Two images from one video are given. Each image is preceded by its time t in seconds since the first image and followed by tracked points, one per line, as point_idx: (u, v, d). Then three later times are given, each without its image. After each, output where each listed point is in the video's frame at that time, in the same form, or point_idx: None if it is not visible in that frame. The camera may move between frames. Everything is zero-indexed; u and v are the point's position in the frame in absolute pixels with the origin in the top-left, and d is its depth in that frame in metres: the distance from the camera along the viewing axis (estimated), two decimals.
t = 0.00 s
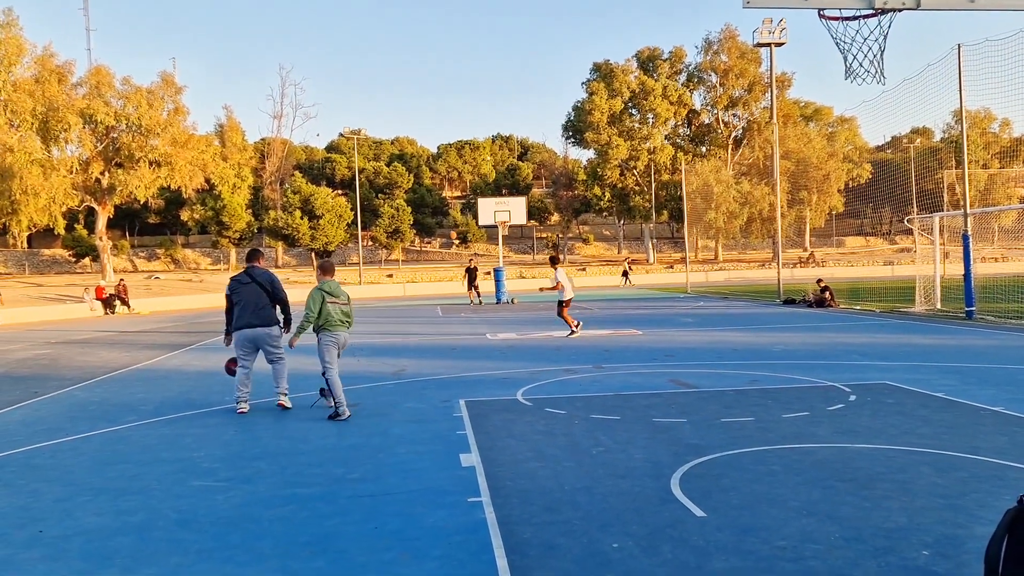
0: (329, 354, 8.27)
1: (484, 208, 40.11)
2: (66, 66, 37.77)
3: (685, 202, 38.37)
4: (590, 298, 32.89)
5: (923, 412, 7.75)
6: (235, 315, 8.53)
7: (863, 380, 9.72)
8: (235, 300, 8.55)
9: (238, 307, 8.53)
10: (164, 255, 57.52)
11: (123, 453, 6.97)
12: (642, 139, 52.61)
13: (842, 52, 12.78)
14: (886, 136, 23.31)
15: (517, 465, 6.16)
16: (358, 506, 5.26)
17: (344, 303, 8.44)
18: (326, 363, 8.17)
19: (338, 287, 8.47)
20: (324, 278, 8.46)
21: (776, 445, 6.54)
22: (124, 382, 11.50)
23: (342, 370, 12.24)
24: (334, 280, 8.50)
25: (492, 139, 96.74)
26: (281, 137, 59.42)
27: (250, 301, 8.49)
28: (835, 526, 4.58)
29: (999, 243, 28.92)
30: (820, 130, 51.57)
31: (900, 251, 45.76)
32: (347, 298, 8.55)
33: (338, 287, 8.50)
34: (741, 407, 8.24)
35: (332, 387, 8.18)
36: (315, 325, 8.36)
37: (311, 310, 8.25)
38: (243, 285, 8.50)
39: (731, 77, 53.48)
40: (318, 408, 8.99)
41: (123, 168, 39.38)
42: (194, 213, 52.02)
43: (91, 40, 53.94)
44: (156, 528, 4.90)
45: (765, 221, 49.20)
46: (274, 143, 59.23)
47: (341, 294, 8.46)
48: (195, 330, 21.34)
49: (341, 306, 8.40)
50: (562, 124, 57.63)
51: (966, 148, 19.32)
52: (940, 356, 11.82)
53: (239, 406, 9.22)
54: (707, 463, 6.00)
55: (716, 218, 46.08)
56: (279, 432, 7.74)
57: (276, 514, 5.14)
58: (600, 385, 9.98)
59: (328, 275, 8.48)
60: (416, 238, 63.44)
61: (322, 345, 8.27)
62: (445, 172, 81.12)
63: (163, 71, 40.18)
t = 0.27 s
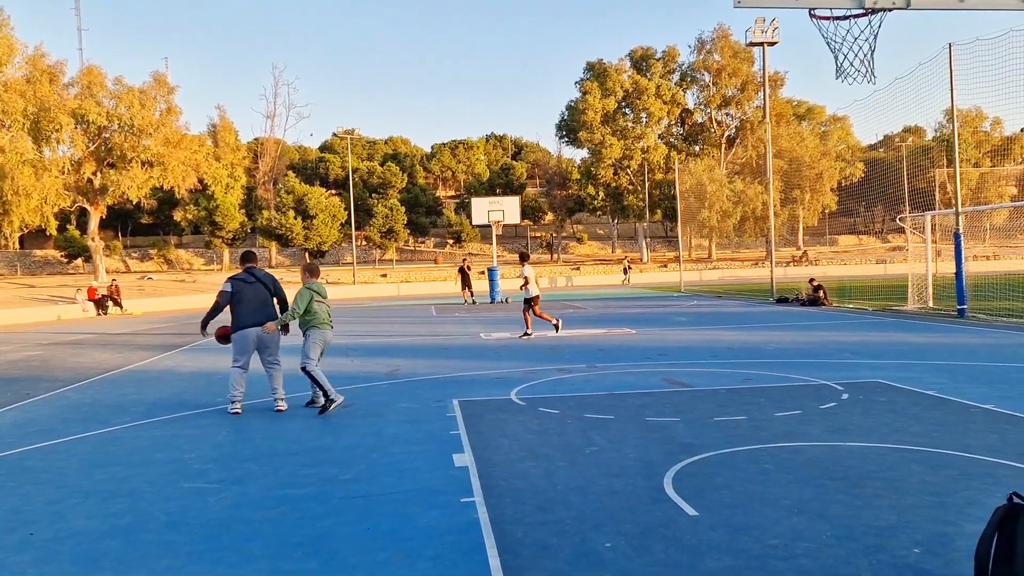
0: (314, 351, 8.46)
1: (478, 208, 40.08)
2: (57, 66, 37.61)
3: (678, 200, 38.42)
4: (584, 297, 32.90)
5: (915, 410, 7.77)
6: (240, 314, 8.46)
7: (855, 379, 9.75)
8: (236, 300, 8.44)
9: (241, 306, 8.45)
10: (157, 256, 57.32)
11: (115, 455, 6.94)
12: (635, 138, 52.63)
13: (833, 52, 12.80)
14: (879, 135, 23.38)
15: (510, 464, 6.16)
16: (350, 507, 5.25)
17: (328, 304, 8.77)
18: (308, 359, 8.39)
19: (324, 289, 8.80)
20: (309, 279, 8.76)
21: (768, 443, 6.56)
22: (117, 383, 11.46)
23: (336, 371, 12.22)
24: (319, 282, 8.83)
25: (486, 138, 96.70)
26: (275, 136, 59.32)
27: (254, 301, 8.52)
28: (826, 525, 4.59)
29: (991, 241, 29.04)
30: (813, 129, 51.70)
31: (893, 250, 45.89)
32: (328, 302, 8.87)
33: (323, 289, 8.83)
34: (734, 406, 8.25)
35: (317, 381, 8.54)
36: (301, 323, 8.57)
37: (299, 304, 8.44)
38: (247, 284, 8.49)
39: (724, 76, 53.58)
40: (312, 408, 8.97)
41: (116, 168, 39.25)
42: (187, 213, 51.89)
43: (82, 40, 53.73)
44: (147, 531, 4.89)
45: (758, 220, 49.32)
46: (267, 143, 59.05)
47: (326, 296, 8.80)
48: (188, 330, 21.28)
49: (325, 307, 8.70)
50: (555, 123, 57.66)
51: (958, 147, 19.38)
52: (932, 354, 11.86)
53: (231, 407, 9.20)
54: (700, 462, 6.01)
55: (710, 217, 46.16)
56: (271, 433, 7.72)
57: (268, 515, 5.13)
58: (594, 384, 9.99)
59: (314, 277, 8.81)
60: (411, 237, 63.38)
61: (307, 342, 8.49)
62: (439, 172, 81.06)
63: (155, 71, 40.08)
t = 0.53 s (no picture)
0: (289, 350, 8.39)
1: (459, 208, 40.04)
2: (33, 65, 37.14)
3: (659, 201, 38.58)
4: (565, 297, 32.97)
5: (891, 408, 7.86)
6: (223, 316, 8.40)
7: (833, 378, 9.84)
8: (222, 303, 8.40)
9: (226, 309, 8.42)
10: (135, 257, 56.73)
11: (92, 458, 6.87)
12: (616, 139, 52.80)
13: (809, 55, 12.95)
14: (857, 136, 23.60)
15: (491, 465, 6.16)
16: (330, 508, 5.23)
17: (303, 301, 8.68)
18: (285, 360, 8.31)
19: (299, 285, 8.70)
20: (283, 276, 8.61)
21: (747, 442, 6.61)
22: (93, 386, 11.33)
23: (317, 372, 12.15)
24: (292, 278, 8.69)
25: (467, 139, 96.63)
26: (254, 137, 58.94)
27: (241, 303, 8.50)
28: (804, 522, 4.64)
29: (966, 241, 29.45)
30: (791, 130, 52.15)
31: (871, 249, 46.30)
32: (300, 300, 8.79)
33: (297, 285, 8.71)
34: (713, 405, 8.31)
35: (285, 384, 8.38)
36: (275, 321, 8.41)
37: (279, 302, 8.31)
38: (231, 287, 8.45)
39: (704, 78, 53.94)
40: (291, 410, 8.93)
41: (92, 169, 38.85)
42: (165, 214, 51.42)
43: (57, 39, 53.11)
44: (125, 534, 4.84)
45: (738, 220, 49.66)
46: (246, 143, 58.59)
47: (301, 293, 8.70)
48: (167, 332, 21.08)
49: (301, 304, 8.61)
50: (537, 124, 57.72)
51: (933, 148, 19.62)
52: (908, 353, 12.00)
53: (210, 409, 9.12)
54: (680, 462, 6.04)
55: (691, 217, 46.39)
56: (251, 435, 7.67)
57: (247, 517, 5.09)
58: (574, 384, 10.02)
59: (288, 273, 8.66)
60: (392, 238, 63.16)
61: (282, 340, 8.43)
62: (420, 172, 80.90)
63: (133, 71, 39.72)
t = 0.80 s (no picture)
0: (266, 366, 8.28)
1: (444, 217, 40.01)
2: (14, 74, 36.87)
3: (644, 209, 38.72)
4: (551, 305, 33.00)
5: (874, 414, 7.93)
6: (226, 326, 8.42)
7: (817, 384, 9.91)
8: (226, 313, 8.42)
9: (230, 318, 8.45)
10: (118, 266, 56.29)
11: (74, 470, 6.81)
12: (601, 147, 52.97)
13: (790, 66, 13.06)
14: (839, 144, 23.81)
15: (477, 474, 6.16)
16: (314, 519, 5.21)
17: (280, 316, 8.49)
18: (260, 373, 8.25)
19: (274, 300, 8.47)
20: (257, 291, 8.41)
21: (732, 449, 6.64)
22: (76, 397, 11.23)
23: (302, 382, 12.10)
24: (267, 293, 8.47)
25: (453, 147, 96.73)
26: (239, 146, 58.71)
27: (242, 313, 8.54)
28: (788, 528, 4.67)
29: (947, 248, 29.70)
30: (775, 138, 52.51)
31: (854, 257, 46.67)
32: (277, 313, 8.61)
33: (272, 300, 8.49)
34: (699, 412, 8.35)
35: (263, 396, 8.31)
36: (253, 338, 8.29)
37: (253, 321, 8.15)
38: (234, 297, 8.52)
39: (688, 87, 54.27)
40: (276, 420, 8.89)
41: (75, 178, 38.57)
42: (149, 224, 51.11)
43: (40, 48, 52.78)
44: (108, 547, 4.80)
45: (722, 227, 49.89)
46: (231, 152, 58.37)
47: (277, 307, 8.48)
48: (151, 342, 20.92)
49: (278, 319, 8.44)
50: (522, 132, 57.83)
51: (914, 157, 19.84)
52: (890, 359, 12.10)
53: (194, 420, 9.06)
54: (666, 469, 6.06)
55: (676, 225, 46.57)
56: (235, 445, 7.62)
57: (231, 529, 5.07)
58: (561, 392, 10.03)
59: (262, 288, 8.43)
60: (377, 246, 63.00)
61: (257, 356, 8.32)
62: (406, 181, 80.86)
63: (116, 79, 39.53)
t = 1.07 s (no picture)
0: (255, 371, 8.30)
1: (437, 225, 40.03)
2: (6, 85, 36.80)
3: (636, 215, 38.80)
4: (545, 312, 33.00)
5: (868, 418, 7.95)
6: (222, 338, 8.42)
7: (810, 389, 9.93)
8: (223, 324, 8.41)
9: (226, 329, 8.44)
10: (110, 277, 56.13)
11: (67, 482, 6.78)
12: (593, 154, 53.11)
13: (780, 72, 13.12)
14: (830, 149, 23.93)
15: (472, 482, 6.15)
16: (309, 529, 5.20)
17: (256, 319, 8.41)
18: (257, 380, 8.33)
19: (248, 305, 8.37)
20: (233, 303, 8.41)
21: (726, 454, 6.65)
22: (69, 408, 11.18)
23: (295, 391, 12.07)
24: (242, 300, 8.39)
25: (445, 155, 96.84)
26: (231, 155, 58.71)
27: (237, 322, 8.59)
28: (782, 532, 4.68)
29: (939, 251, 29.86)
30: (766, 144, 52.74)
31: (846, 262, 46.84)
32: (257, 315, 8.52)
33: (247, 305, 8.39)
34: (693, 418, 8.35)
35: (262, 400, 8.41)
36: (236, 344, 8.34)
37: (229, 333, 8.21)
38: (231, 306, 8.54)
39: (679, 93, 54.50)
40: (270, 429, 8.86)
41: (67, 189, 38.49)
42: (141, 234, 51.01)
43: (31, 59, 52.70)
44: (101, 559, 4.78)
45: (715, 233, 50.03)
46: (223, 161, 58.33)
47: (252, 312, 8.39)
48: (143, 353, 20.85)
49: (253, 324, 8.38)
50: (514, 140, 57.95)
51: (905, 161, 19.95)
52: (883, 363, 12.14)
53: (187, 431, 9.03)
54: (660, 475, 6.06)
55: (668, 231, 46.69)
56: (228, 455, 7.60)
57: (226, 540, 5.05)
58: (555, 399, 10.03)
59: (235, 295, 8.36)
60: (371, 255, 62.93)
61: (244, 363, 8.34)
62: (399, 189, 80.91)
63: (107, 90, 39.52)
